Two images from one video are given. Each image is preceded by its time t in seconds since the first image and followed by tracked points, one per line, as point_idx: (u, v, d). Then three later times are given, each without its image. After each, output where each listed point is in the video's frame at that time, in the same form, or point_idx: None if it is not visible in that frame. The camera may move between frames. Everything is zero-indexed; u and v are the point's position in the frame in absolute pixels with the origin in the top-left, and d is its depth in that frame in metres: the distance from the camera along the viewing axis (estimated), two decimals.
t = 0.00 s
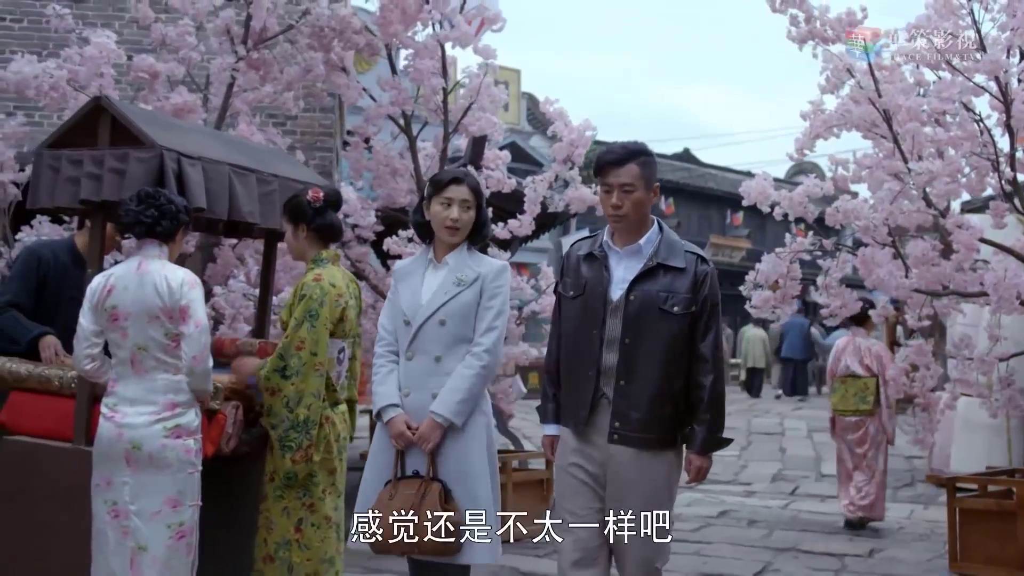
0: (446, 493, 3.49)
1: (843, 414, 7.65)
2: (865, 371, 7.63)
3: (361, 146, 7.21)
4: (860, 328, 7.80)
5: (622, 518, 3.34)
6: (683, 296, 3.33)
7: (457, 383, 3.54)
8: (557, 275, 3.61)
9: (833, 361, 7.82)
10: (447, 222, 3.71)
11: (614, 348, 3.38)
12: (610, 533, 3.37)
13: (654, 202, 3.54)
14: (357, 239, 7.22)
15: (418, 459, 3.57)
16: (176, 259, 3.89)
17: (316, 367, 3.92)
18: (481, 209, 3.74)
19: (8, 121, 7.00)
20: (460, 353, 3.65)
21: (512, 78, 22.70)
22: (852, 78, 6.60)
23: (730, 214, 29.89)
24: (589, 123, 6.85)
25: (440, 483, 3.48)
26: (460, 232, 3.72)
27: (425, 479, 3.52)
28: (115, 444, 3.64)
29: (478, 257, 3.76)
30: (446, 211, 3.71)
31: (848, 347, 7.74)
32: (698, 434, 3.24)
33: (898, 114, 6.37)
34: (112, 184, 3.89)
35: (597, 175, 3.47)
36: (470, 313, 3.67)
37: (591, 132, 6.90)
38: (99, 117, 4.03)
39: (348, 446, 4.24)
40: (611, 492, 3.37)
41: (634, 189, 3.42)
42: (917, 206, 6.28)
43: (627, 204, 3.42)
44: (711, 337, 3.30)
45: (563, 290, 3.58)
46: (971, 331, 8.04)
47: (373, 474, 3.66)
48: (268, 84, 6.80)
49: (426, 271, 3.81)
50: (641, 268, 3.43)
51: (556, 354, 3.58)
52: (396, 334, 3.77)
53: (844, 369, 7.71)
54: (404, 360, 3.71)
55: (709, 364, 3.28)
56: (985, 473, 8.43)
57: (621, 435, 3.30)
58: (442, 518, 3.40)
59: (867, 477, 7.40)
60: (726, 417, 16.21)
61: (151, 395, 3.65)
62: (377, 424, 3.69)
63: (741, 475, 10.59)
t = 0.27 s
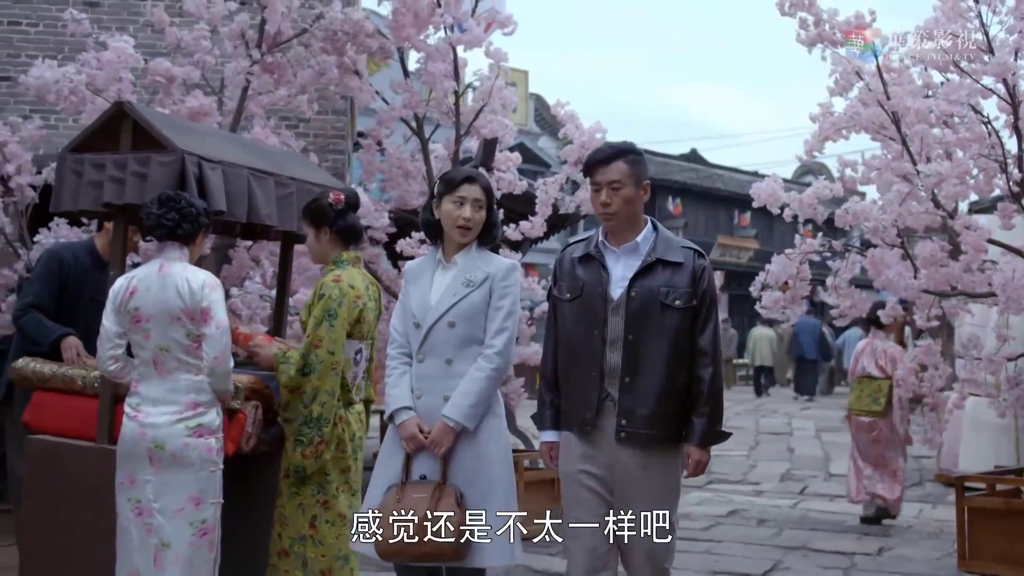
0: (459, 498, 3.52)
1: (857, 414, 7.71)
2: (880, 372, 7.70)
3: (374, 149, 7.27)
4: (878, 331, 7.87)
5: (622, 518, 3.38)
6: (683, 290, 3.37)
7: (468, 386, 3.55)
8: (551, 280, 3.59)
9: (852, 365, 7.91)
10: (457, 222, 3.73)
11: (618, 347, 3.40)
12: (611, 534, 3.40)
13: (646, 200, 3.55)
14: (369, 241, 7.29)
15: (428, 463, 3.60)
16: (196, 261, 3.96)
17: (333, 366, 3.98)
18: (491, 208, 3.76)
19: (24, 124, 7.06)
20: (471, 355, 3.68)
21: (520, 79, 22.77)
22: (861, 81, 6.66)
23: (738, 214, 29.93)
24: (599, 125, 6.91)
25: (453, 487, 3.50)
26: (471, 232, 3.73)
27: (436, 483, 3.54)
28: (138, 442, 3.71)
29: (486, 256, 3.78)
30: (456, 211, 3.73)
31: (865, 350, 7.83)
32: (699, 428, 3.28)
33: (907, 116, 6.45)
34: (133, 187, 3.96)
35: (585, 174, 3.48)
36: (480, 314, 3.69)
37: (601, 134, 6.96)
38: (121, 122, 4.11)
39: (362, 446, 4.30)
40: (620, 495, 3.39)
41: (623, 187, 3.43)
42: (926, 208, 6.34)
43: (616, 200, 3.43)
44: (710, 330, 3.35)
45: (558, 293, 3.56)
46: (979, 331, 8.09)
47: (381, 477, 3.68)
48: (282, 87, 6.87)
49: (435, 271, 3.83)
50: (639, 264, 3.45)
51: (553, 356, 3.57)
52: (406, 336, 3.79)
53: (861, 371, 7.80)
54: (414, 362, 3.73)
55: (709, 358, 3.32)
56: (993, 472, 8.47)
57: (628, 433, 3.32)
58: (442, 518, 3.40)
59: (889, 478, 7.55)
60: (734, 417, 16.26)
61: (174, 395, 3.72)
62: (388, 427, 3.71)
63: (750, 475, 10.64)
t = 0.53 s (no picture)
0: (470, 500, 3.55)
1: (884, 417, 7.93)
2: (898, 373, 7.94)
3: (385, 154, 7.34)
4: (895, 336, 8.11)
5: (623, 518, 3.43)
6: (675, 286, 3.41)
7: (485, 389, 3.57)
8: (539, 286, 3.61)
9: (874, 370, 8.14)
10: (471, 225, 3.73)
11: (614, 348, 3.43)
12: (611, 533, 3.45)
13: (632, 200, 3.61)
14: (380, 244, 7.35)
15: (440, 465, 3.62)
16: (214, 265, 4.02)
17: (361, 368, 4.04)
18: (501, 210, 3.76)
19: (40, 129, 7.13)
20: (485, 358, 3.70)
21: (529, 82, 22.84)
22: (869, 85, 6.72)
23: (745, 216, 29.97)
24: (609, 130, 6.97)
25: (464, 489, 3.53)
26: (483, 234, 3.73)
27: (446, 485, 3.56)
28: (159, 443, 3.78)
29: (499, 258, 3.79)
30: (468, 214, 3.73)
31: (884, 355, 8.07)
32: (693, 420, 3.32)
33: (915, 121, 6.50)
34: (155, 193, 4.04)
35: (569, 177, 3.55)
36: (494, 317, 3.71)
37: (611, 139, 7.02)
38: (142, 128, 4.18)
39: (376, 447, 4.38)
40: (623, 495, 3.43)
41: (605, 188, 3.49)
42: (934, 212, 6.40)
43: (600, 202, 3.49)
44: (701, 323, 3.39)
45: (548, 298, 3.58)
46: (986, 334, 8.14)
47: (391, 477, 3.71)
48: (295, 93, 6.94)
49: (447, 272, 3.83)
50: (629, 263, 3.50)
51: (546, 359, 3.59)
52: (417, 337, 3.80)
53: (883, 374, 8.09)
54: (428, 363, 3.74)
55: (702, 350, 3.36)
56: (1001, 474, 8.52)
57: (634, 431, 3.35)
58: (442, 518, 3.41)
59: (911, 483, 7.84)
60: (742, 420, 16.31)
61: (195, 397, 3.79)
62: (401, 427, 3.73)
63: (758, 476, 10.69)
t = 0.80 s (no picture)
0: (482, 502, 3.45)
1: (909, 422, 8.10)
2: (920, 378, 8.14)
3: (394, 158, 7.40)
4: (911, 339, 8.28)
5: (623, 518, 3.46)
6: (672, 287, 3.47)
7: (492, 393, 3.47)
8: (537, 291, 3.66)
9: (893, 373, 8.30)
10: (472, 229, 3.61)
11: (614, 351, 3.48)
12: (611, 533, 3.49)
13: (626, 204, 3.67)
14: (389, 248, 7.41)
15: (448, 469, 3.48)
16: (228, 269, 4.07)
17: (377, 370, 4.09)
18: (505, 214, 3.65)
19: (53, 134, 7.21)
20: (491, 361, 3.58)
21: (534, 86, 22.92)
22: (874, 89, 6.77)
23: (749, 219, 30.03)
24: (617, 134, 7.02)
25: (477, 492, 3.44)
26: (486, 239, 3.61)
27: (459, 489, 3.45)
28: (176, 444, 3.84)
29: (502, 262, 3.68)
30: (470, 218, 3.60)
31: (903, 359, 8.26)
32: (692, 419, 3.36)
33: (920, 125, 6.56)
34: (171, 199, 4.10)
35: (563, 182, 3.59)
36: (500, 320, 3.60)
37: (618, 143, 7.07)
38: (158, 134, 4.24)
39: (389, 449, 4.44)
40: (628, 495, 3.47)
41: (599, 192, 3.54)
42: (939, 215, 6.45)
43: (595, 206, 3.53)
44: (699, 324, 3.44)
45: (546, 303, 3.64)
46: (991, 336, 8.19)
47: (398, 483, 3.59)
48: (306, 97, 7.01)
49: (449, 276, 3.72)
50: (626, 266, 3.56)
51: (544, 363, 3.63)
52: (419, 340, 3.68)
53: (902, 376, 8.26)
54: (432, 367, 3.61)
55: (700, 350, 3.41)
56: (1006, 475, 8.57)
57: (637, 433, 3.39)
58: (442, 517, 3.35)
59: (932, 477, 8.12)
60: (747, 422, 16.36)
61: (211, 398, 3.85)
62: (405, 430, 3.61)
63: (764, 478, 10.74)
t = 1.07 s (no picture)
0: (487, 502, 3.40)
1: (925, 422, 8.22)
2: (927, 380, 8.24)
3: (404, 161, 7.47)
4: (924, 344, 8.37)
5: (623, 519, 3.46)
6: (674, 290, 3.49)
7: (492, 393, 3.43)
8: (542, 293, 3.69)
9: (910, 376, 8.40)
10: (467, 233, 3.58)
11: (615, 353, 3.51)
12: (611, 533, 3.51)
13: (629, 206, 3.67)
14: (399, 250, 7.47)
15: (450, 471, 3.44)
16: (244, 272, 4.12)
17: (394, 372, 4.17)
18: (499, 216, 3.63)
19: (66, 138, 7.28)
20: (489, 362, 3.53)
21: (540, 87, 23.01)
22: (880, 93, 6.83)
23: (754, 220, 30.08)
24: (625, 137, 7.08)
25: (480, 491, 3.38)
26: (482, 241, 3.58)
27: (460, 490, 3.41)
28: (196, 445, 3.90)
29: (496, 261, 3.63)
30: (466, 222, 3.57)
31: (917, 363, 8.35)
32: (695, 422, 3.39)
33: (926, 127, 6.63)
34: (189, 202, 4.16)
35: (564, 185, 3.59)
36: (497, 321, 3.55)
37: (626, 145, 7.13)
38: (177, 139, 4.32)
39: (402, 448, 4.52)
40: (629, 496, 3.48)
41: (601, 195, 3.54)
42: (944, 217, 6.52)
43: (596, 210, 3.54)
44: (703, 326, 3.46)
45: (550, 305, 3.66)
46: (997, 337, 8.25)
47: (397, 488, 3.50)
48: (317, 101, 7.08)
49: (444, 278, 3.66)
50: (628, 269, 3.57)
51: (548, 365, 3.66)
52: (414, 342, 3.61)
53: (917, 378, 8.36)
54: (429, 370, 3.55)
55: (704, 354, 3.43)
56: (1011, 476, 8.63)
57: (636, 436, 3.43)
58: (442, 518, 3.30)
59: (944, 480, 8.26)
60: (752, 422, 16.42)
61: (230, 399, 3.91)
62: (401, 434, 3.52)
63: (770, 478, 10.80)
